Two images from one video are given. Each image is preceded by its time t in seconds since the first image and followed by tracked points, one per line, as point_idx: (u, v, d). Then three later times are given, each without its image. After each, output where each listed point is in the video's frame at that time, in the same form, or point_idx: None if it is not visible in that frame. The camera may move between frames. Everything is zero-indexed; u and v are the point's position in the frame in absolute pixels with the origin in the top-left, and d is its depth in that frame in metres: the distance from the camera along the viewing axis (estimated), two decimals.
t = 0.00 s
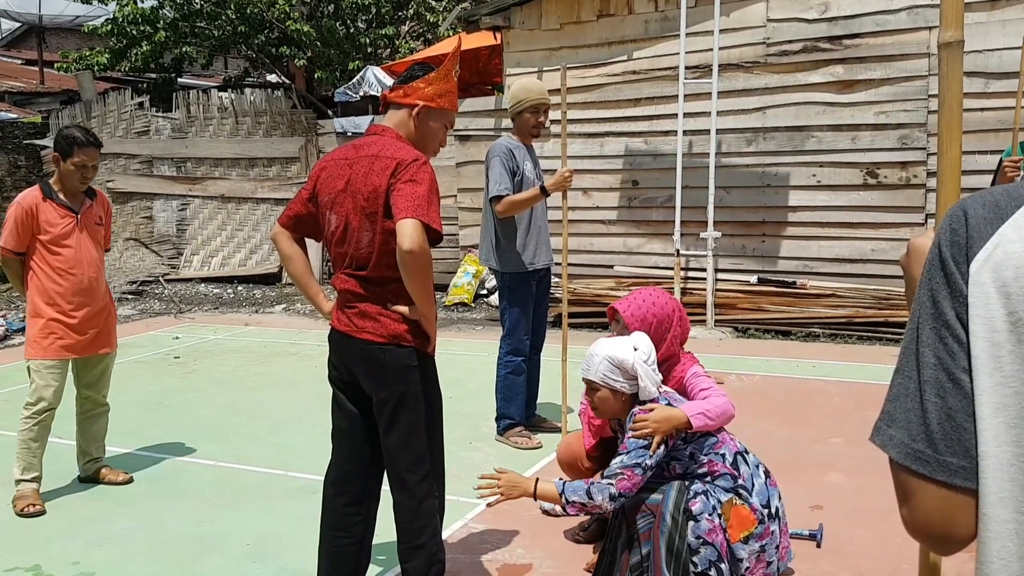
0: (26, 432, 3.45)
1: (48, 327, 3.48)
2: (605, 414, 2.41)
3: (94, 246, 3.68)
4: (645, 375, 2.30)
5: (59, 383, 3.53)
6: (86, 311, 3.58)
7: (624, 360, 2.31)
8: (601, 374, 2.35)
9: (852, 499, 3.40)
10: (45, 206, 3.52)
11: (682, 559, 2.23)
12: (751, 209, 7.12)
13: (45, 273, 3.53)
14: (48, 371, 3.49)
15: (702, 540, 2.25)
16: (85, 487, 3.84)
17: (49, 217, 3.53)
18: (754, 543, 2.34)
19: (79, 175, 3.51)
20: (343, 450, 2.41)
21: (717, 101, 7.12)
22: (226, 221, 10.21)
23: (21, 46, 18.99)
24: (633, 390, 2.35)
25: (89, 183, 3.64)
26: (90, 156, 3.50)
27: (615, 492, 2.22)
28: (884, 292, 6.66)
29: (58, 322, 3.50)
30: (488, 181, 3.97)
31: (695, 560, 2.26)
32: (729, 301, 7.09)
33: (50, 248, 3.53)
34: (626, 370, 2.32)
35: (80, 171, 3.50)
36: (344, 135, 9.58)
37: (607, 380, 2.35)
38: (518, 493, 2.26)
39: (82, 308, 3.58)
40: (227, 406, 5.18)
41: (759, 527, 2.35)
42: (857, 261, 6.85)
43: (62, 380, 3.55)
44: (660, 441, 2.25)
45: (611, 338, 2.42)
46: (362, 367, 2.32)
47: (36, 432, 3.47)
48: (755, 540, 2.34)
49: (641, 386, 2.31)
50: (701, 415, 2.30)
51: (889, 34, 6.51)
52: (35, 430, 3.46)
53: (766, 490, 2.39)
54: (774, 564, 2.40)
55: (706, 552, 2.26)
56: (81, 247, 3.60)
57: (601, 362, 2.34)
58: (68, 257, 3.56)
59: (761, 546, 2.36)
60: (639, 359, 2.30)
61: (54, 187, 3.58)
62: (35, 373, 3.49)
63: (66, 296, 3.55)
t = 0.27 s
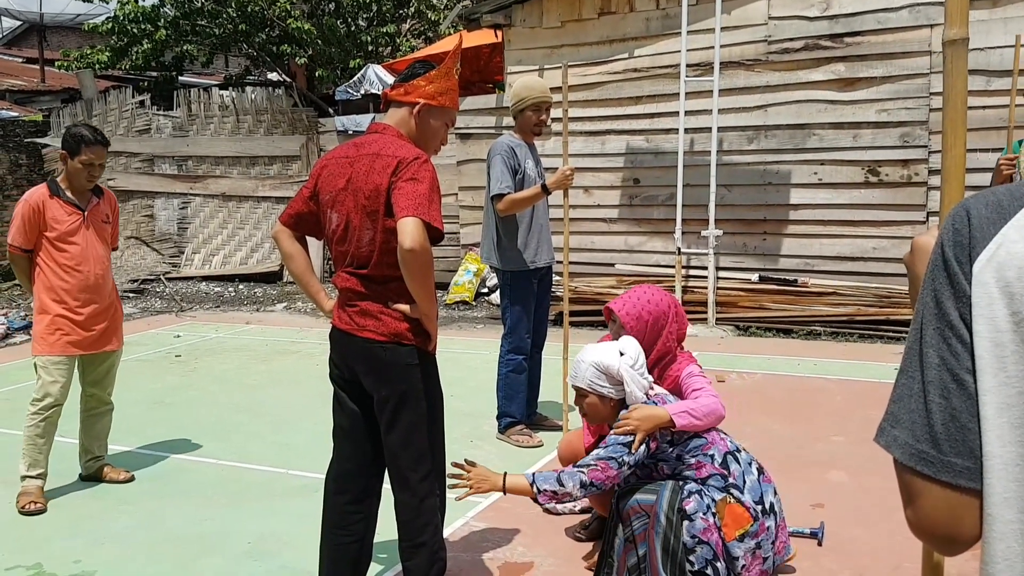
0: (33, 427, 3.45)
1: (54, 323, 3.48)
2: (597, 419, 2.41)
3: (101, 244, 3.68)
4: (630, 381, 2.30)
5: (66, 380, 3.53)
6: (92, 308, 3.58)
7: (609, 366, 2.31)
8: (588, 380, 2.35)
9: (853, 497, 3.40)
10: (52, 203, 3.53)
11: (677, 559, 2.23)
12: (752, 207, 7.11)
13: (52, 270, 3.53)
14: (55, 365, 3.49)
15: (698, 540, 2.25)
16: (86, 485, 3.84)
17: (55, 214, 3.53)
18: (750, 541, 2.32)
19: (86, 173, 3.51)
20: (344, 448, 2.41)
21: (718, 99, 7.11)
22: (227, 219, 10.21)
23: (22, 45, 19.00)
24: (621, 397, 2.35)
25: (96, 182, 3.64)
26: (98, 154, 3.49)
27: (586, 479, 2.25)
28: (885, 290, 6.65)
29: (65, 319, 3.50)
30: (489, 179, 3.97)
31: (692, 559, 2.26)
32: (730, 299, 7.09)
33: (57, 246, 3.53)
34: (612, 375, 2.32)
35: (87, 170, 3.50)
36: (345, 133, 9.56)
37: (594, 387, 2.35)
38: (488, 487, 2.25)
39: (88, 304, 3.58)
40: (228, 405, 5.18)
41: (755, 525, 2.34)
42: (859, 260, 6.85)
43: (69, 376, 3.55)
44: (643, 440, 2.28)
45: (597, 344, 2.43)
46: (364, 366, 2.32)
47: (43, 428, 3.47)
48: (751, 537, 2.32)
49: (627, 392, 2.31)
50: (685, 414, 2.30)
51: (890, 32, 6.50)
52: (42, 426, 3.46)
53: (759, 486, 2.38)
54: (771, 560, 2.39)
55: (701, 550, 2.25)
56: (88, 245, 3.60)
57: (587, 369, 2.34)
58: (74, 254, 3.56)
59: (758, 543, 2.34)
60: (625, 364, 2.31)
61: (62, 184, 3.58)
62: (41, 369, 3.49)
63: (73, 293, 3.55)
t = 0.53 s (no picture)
0: (33, 426, 3.45)
1: (54, 321, 3.48)
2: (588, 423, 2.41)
3: (103, 243, 3.69)
4: (618, 383, 2.30)
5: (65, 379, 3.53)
6: (92, 307, 3.58)
7: (598, 369, 2.31)
8: (577, 384, 2.35)
9: (854, 497, 3.39)
10: (54, 202, 3.54)
11: (675, 559, 2.23)
12: (753, 206, 7.11)
13: (53, 268, 3.54)
14: (56, 364, 3.51)
15: (693, 539, 2.24)
16: (87, 485, 3.84)
17: (57, 212, 3.54)
18: (747, 539, 2.31)
19: (88, 173, 3.51)
20: (345, 448, 2.41)
21: (719, 98, 7.10)
22: (228, 219, 10.20)
23: (22, 44, 18.99)
24: (610, 399, 2.35)
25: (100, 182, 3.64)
26: (101, 154, 3.49)
27: (575, 478, 2.23)
28: (886, 289, 6.64)
29: (64, 317, 3.50)
30: (490, 179, 3.97)
31: (689, 558, 2.26)
32: (730, 299, 7.12)
33: (59, 244, 3.54)
34: (601, 379, 2.32)
35: (90, 171, 3.50)
36: (345, 133, 9.55)
37: (584, 390, 2.35)
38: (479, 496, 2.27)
39: (88, 304, 3.57)
40: (229, 404, 5.18)
41: (751, 522, 2.32)
42: (859, 259, 6.84)
43: (68, 375, 3.56)
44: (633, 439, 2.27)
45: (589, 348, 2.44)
46: (364, 365, 2.32)
47: (42, 426, 3.47)
48: (747, 536, 2.30)
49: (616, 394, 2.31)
50: (675, 413, 2.30)
51: (890, 31, 6.50)
52: (41, 424, 3.46)
53: (753, 484, 2.37)
54: (771, 557, 2.37)
55: (698, 550, 2.25)
56: (90, 244, 3.60)
57: (576, 372, 2.35)
58: (75, 253, 3.56)
59: (755, 541, 2.32)
60: (614, 367, 2.31)
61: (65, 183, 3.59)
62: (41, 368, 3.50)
63: (73, 292, 3.55)
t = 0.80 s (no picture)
0: (25, 425, 3.45)
1: (48, 319, 3.48)
2: (587, 416, 2.42)
3: (98, 241, 3.69)
4: (614, 377, 2.28)
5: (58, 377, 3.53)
6: (87, 305, 3.58)
7: (593, 363, 2.30)
8: (575, 378, 2.35)
9: (851, 495, 3.40)
10: (49, 198, 3.54)
11: (677, 556, 2.21)
12: (751, 205, 7.11)
13: (47, 266, 3.54)
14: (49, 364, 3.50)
15: (695, 536, 2.26)
16: (86, 482, 3.84)
17: (52, 209, 3.54)
18: (747, 534, 2.34)
19: (86, 171, 3.52)
20: (343, 446, 2.41)
21: (718, 97, 7.11)
22: (226, 216, 10.20)
23: (21, 41, 18.98)
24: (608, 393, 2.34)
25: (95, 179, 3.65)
26: (98, 151, 3.49)
27: (586, 484, 2.22)
28: (884, 288, 6.65)
29: (58, 315, 3.50)
30: (488, 177, 3.97)
31: (691, 555, 2.28)
32: (728, 297, 7.14)
33: (53, 241, 3.54)
34: (597, 373, 2.31)
35: (86, 168, 3.50)
36: (344, 131, 9.54)
37: (582, 385, 2.35)
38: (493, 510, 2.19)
39: (83, 301, 3.57)
40: (227, 402, 5.18)
41: (750, 518, 2.35)
42: (857, 258, 6.85)
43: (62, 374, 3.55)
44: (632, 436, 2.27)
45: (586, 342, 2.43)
46: (363, 363, 2.32)
47: (35, 425, 3.47)
48: (747, 531, 2.33)
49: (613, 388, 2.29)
50: (673, 408, 2.31)
51: (889, 30, 6.51)
52: (33, 424, 3.46)
53: (752, 479, 2.39)
54: (769, 552, 2.41)
55: (700, 546, 2.27)
56: (85, 241, 3.60)
57: (572, 366, 2.35)
58: (70, 250, 3.56)
59: (754, 537, 2.35)
60: (609, 361, 2.29)
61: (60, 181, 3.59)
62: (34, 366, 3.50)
63: (67, 290, 3.55)
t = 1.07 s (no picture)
0: (20, 427, 3.47)
1: (41, 319, 3.48)
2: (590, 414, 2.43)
3: (91, 239, 3.68)
4: (615, 372, 2.31)
5: (52, 377, 3.54)
6: (80, 304, 3.58)
7: (595, 358, 2.33)
8: (576, 374, 2.37)
9: (851, 495, 3.40)
10: (42, 196, 3.53)
11: (674, 554, 2.25)
12: (751, 205, 7.11)
13: (40, 265, 3.54)
14: (41, 366, 3.51)
15: (693, 534, 2.27)
16: (85, 481, 3.84)
17: (45, 208, 3.53)
18: (745, 534, 2.33)
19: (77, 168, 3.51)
20: (344, 445, 2.41)
21: (719, 97, 7.10)
22: (226, 216, 10.19)
23: (22, 40, 18.97)
24: (609, 388, 2.36)
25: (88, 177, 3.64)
26: (91, 147, 3.51)
27: (647, 481, 2.19)
28: (884, 288, 6.65)
29: (52, 315, 3.50)
30: (488, 176, 3.97)
31: (689, 553, 2.28)
32: (728, 297, 7.13)
33: (46, 241, 3.53)
34: (598, 367, 2.33)
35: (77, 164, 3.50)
36: (344, 130, 9.54)
37: (583, 380, 2.37)
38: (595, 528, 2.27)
39: (76, 301, 3.57)
40: (227, 401, 5.18)
41: (749, 517, 2.34)
42: (858, 258, 6.85)
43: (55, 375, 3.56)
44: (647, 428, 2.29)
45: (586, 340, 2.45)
46: (363, 362, 2.32)
47: (30, 426, 3.48)
48: (745, 530, 2.33)
49: (614, 383, 2.32)
50: (678, 404, 2.32)
51: (889, 31, 6.51)
52: (28, 425, 3.47)
53: (752, 479, 2.38)
54: (768, 553, 2.39)
55: (698, 544, 2.27)
56: (78, 240, 3.60)
57: (574, 362, 2.37)
58: (63, 250, 3.56)
59: (753, 536, 2.34)
60: (610, 356, 2.32)
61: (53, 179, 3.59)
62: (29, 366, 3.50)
63: (61, 289, 3.54)
